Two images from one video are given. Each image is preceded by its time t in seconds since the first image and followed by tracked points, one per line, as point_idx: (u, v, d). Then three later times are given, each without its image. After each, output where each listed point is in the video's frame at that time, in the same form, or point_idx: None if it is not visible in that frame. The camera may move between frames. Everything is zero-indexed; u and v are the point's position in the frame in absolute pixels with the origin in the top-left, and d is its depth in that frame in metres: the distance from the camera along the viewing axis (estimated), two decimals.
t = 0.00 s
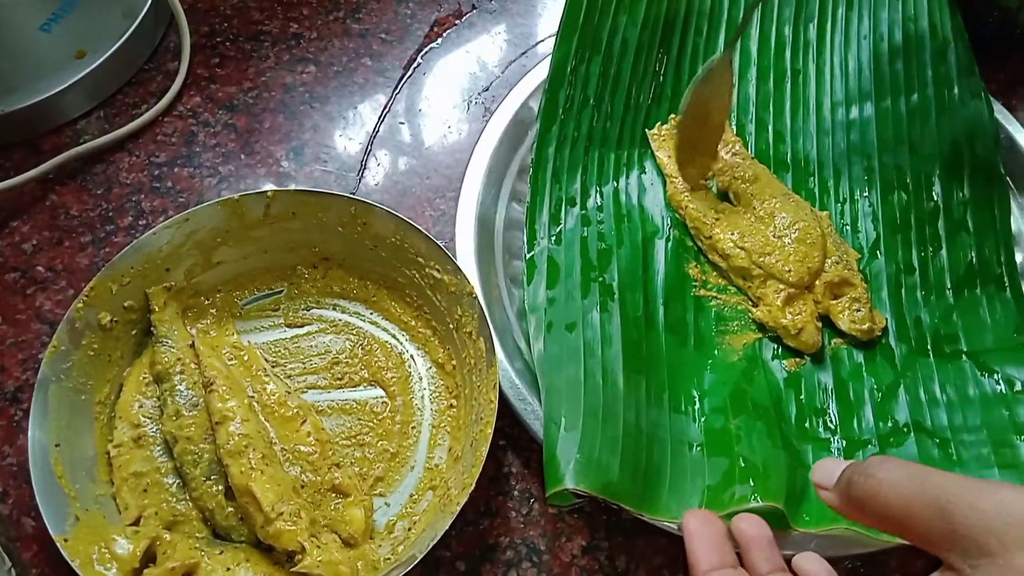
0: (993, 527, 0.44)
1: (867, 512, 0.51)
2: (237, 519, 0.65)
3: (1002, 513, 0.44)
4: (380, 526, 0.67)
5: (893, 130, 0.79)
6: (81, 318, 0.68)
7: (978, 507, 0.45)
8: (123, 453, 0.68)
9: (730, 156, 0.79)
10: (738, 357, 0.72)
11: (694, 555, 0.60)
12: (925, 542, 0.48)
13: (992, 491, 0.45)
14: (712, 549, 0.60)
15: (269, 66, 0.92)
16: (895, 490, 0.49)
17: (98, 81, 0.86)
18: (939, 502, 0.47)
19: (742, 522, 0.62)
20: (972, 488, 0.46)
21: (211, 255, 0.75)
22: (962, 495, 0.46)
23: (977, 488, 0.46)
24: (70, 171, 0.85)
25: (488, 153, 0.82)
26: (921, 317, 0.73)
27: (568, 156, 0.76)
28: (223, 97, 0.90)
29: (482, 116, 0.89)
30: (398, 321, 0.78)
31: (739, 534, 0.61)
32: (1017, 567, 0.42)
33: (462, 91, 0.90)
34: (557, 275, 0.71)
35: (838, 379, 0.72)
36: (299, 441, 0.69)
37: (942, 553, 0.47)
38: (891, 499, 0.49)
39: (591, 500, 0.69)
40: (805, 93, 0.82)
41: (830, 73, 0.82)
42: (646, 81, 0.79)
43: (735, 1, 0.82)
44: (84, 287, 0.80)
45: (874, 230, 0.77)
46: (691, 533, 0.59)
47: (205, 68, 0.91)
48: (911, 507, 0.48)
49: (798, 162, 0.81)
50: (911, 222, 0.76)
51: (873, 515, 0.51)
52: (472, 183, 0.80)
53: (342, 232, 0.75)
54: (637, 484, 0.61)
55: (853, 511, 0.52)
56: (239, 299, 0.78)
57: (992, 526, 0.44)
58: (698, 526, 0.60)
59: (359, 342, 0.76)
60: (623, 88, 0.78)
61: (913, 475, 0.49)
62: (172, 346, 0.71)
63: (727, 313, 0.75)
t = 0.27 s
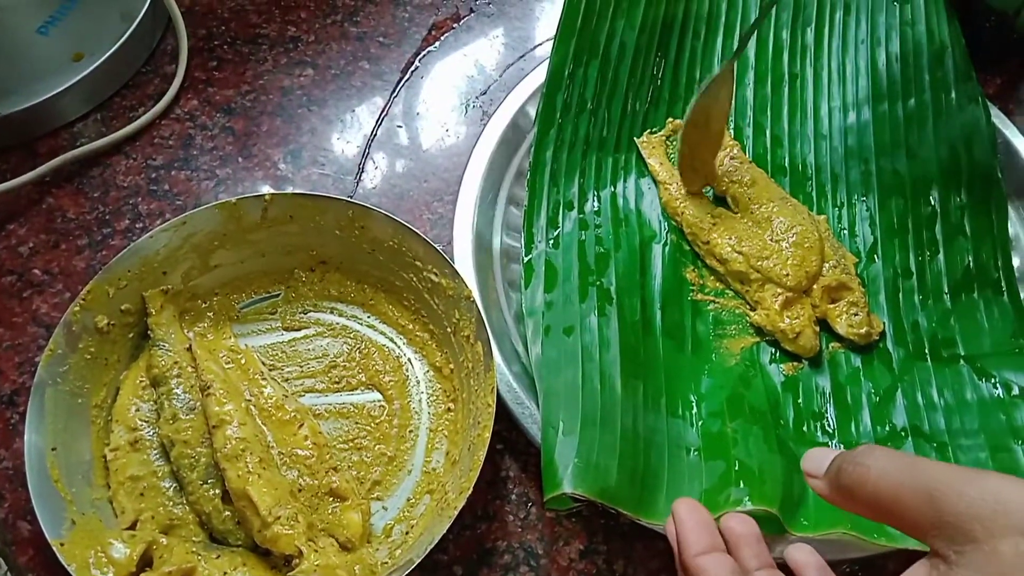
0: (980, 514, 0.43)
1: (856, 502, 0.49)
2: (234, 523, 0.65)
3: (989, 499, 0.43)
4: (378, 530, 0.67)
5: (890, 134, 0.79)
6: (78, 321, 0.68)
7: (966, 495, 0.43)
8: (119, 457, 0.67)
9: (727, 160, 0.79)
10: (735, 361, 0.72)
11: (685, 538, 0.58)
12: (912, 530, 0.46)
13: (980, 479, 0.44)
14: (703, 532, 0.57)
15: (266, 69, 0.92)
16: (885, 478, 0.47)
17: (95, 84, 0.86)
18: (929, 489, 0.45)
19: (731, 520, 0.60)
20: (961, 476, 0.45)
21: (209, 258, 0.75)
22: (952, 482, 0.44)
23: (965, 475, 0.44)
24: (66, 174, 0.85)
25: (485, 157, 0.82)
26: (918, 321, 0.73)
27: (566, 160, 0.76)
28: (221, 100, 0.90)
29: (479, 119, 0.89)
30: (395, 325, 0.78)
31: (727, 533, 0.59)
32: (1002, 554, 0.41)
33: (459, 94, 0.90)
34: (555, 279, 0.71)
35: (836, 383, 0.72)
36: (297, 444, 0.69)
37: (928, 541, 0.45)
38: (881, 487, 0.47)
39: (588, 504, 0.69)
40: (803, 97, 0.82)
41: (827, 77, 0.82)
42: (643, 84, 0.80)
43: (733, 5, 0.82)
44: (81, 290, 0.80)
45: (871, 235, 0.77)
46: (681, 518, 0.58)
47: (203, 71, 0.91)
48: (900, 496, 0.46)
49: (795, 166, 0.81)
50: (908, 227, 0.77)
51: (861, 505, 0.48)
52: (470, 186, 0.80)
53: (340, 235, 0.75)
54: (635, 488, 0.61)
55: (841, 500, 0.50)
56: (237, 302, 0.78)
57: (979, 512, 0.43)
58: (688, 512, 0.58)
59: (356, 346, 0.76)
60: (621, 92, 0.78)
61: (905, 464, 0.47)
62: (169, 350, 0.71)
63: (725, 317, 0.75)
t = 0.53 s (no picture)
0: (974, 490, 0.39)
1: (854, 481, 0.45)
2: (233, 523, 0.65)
3: (984, 477, 0.39)
4: (377, 530, 0.67)
5: (888, 136, 0.80)
6: (76, 322, 0.68)
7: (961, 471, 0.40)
8: (117, 458, 0.67)
9: (726, 160, 0.80)
10: (734, 362, 0.73)
11: (689, 500, 0.54)
12: (908, 510, 0.42)
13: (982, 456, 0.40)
14: (707, 494, 0.54)
15: (264, 69, 0.92)
16: (881, 458, 0.43)
17: (92, 84, 0.86)
18: (924, 467, 0.41)
19: (733, 507, 0.56)
20: (956, 452, 0.41)
21: (207, 258, 0.75)
22: (948, 458, 0.41)
23: (960, 450, 0.41)
24: (64, 173, 0.85)
25: (484, 157, 0.82)
26: (916, 322, 0.74)
27: (564, 160, 0.76)
28: (219, 100, 0.90)
29: (478, 120, 0.89)
30: (394, 325, 0.78)
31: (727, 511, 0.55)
32: (995, 532, 0.37)
33: (457, 95, 0.90)
34: (554, 280, 0.71)
35: (834, 384, 0.72)
36: (295, 445, 0.69)
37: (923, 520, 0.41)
38: (876, 466, 0.43)
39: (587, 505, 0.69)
40: (801, 97, 0.82)
41: (825, 78, 0.82)
42: (642, 85, 0.80)
43: (731, 6, 0.83)
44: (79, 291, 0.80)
45: (869, 236, 0.78)
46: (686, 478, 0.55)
47: (201, 71, 0.91)
48: (894, 472, 0.42)
49: (793, 168, 0.81)
50: (905, 228, 0.76)
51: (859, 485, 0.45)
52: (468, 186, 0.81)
53: (338, 235, 0.75)
54: (633, 489, 0.61)
55: (839, 480, 0.46)
56: (235, 303, 0.77)
57: (973, 490, 0.39)
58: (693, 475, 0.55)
59: (355, 346, 0.76)
60: (620, 92, 0.78)
61: (902, 441, 0.43)
62: (167, 350, 0.71)
63: (723, 317, 0.75)
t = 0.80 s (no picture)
0: (963, 492, 0.39)
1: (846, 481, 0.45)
2: (229, 523, 0.65)
3: (973, 479, 0.39)
4: (373, 530, 0.67)
5: (882, 137, 0.80)
6: (72, 322, 0.68)
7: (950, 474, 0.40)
8: (114, 458, 0.68)
9: (721, 161, 0.80)
10: (729, 362, 0.73)
11: (697, 470, 0.54)
12: (900, 511, 0.43)
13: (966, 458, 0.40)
14: (716, 466, 0.54)
15: (261, 70, 0.92)
16: (875, 459, 0.43)
17: (89, 84, 0.86)
18: (917, 467, 0.42)
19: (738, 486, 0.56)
20: (948, 454, 0.41)
21: (203, 259, 0.75)
22: (941, 459, 0.41)
23: (953, 452, 0.41)
24: (61, 174, 0.85)
25: (480, 159, 0.82)
26: (910, 322, 0.74)
27: (560, 161, 0.76)
28: (216, 101, 0.90)
29: (474, 121, 0.89)
30: (390, 326, 0.78)
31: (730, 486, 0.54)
32: (984, 531, 0.37)
33: (454, 96, 0.91)
34: (549, 280, 0.71)
35: (828, 384, 0.72)
36: (291, 445, 0.69)
37: (915, 521, 0.41)
38: (870, 468, 0.43)
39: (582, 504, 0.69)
40: (796, 99, 0.82)
41: (820, 79, 0.83)
42: (638, 86, 0.80)
43: (726, 7, 0.83)
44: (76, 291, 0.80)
45: (863, 236, 0.78)
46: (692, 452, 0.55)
47: (198, 72, 0.91)
48: (889, 476, 0.43)
49: (788, 169, 0.81)
50: (899, 228, 0.77)
51: (852, 486, 0.45)
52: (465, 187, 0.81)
53: (334, 236, 0.75)
54: (628, 488, 0.61)
55: (831, 481, 0.47)
56: (232, 304, 0.78)
57: (964, 491, 0.39)
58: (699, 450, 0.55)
59: (351, 346, 0.76)
60: (615, 93, 0.79)
61: (896, 443, 0.43)
62: (163, 351, 0.71)
63: (718, 317, 0.76)
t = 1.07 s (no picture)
0: (958, 509, 0.39)
1: (839, 494, 0.45)
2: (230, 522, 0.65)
3: (968, 496, 0.39)
4: (374, 528, 0.68)
5: (880, 138, 0.80)
6: (75, 322, 0.68)
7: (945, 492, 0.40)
8: (116, 457, 0.68)
9: (719, 163, 0.80)
10: (728, 362, 0.73)
11: (692, 487, 0.52)
12: (893, 526, 0.43)
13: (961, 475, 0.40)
14: (712, 482, 0.52)
15: (263, 72, 0.92)
16: (869, 475, 0.43)
17: (92, 87, 0.87)
18: (911, 484, 0.41)
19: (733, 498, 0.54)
20: (943, 470, 0.41)
21: (205, 260, 0.75)
22: (936, 477, 0.41)
23: (947, 469, 0.41)
24: (64, 176, 0.85)
25: (481, 160, 0.82)
26: (908, 321, 0.74)
27: (560, 162, 0.77)
28: (217, 104, 0.90)
29: (474, 123, 0.90)
30: (391, 326, 0.78)
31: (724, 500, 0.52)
32: (976, 551, 0.38)
33: (454, 98, 0.91)
34: (549, 280, 0.71)
35: (827, 383, 0.72)
36: (293, 445, 0.69)
37: (908, 535, 0.42)
38: (863, 483, 0.43)
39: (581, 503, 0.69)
40: (795, 100, 0.83)
41: (819, 80, 0.83)
42: (637, 88, 0.80)
43: (725, 9, 0.83)
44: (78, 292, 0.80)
45: (862, 236, 0.78)
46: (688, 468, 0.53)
47: (199, 75, 0.91)
48: (881, 492, 0.42)
49: (787, 169, 0.81)
50: (898, 229, 0.77)
51: (846, 500, 0.45)
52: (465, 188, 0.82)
53: (335, 236, 0.75)
54: (628, 488, 0.62)
55: (826, 495, 0.46)
56: (233, 304, 0.78)
57: (958, 508, 0.39)
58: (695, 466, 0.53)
59: (352, 346, 0.77)
60: (615, 94, 0.79)
61: (889, 458, 0.43)
62: (166, 351, 0.72)
63: (717, 317, 0.76)
